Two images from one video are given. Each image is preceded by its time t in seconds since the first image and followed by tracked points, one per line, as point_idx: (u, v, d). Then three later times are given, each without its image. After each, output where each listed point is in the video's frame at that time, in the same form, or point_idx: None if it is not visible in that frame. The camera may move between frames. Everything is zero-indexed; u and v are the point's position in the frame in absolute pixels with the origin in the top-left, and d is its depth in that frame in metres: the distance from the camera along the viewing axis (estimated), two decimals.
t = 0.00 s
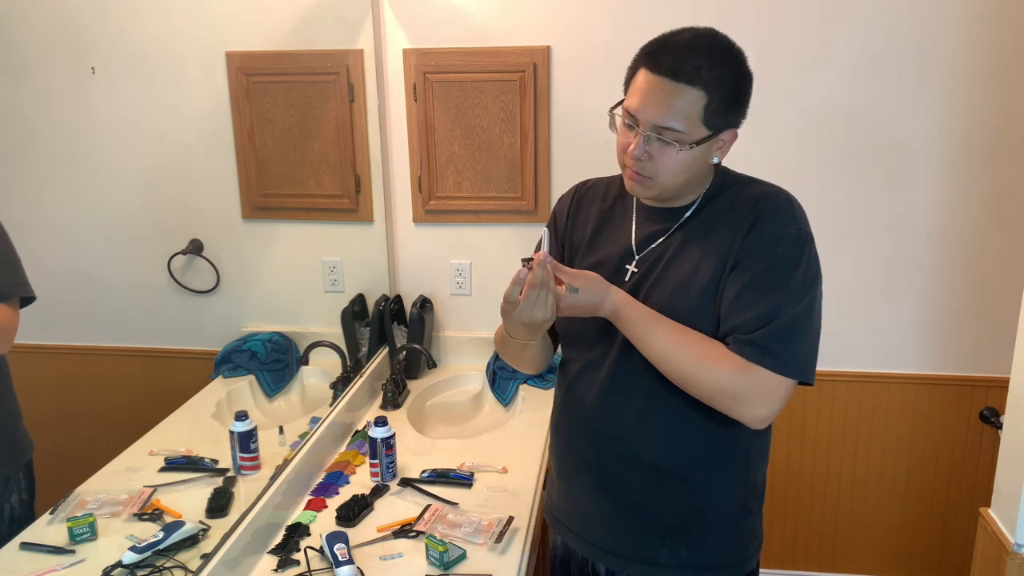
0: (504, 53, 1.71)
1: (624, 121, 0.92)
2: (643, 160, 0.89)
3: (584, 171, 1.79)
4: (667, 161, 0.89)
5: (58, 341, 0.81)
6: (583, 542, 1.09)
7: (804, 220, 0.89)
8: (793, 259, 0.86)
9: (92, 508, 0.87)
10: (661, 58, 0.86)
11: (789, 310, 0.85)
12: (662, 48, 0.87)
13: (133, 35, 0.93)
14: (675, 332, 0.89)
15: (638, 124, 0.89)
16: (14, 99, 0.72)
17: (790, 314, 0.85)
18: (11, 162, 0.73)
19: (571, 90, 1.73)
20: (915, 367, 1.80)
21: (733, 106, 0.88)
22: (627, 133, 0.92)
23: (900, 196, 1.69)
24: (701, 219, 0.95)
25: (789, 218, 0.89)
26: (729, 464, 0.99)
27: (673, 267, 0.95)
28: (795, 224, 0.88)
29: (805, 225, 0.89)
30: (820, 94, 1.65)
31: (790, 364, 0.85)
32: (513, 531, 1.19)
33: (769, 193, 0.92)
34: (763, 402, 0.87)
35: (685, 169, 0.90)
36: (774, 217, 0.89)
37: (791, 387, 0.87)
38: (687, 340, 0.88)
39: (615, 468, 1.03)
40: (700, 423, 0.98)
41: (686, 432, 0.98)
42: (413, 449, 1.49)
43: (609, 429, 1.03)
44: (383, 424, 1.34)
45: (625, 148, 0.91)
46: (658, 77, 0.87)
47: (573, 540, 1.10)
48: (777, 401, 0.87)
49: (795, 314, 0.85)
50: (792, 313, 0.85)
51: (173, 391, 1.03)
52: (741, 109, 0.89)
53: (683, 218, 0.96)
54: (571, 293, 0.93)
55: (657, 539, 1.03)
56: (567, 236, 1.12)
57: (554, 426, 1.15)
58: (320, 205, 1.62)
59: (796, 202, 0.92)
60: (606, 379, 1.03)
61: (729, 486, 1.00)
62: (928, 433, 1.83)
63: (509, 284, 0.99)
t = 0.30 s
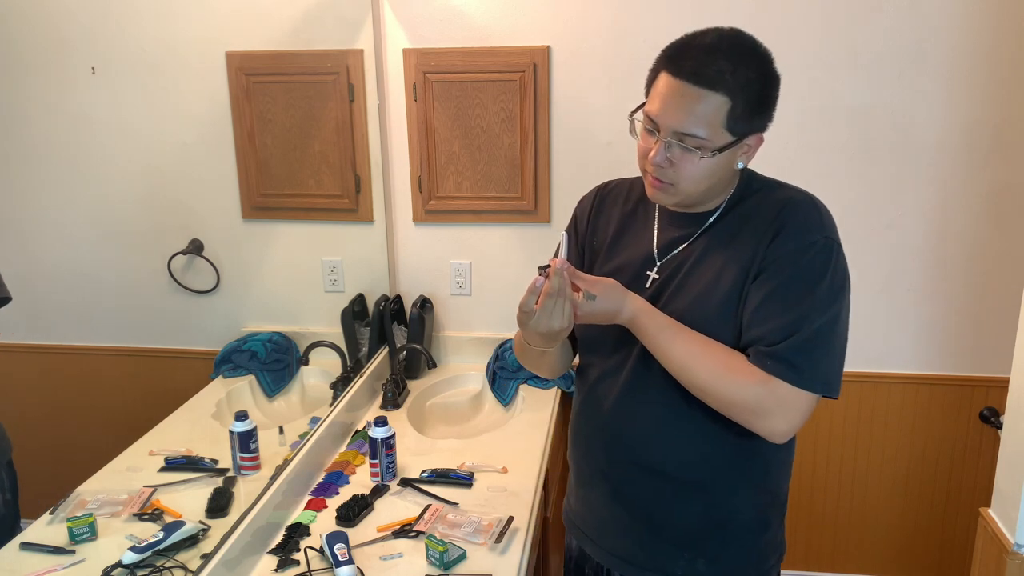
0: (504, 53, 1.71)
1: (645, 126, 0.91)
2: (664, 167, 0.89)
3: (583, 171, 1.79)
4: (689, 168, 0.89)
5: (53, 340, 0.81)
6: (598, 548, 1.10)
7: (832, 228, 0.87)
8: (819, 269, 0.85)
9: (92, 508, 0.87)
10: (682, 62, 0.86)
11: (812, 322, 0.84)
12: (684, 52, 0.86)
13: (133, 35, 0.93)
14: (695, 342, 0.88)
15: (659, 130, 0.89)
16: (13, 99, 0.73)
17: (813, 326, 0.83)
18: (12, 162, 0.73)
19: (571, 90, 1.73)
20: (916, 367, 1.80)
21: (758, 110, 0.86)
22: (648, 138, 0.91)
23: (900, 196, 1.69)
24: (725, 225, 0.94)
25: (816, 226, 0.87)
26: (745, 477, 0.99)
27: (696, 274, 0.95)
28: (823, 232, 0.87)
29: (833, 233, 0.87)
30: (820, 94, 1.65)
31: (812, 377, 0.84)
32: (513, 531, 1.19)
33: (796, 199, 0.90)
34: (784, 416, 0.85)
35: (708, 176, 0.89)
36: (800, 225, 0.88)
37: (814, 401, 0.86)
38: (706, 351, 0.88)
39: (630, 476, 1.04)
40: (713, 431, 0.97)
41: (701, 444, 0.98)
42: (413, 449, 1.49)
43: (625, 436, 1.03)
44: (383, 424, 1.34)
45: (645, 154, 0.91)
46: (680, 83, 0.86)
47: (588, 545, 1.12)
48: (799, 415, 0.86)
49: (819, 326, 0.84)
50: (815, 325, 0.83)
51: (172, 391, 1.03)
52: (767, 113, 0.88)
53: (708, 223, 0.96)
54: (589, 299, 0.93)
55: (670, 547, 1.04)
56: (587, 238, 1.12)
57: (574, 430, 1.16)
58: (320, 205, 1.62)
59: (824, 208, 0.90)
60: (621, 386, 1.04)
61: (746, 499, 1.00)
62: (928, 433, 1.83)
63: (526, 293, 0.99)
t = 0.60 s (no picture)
0: (504, 53, 1.71)
1: (669, 129, 0.92)
2: (687, 171, 0.90)
3: (583, 170, 1.79)
4: (712, 173, 0.89)
5: (52, 340, 0.81)
6: (609, 553, 1.11)
7: (859, 237, 0.87)
8: (843, 278, 0.84)
9: (92, 508, 0.87)
10: (708, 66, 0.85)
11: (835, 333, 0.83)
12: (709, 54, 0.86)
13: (132, 35, 0.92)
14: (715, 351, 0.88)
15: (682, 134, 0.89)
16: (12, 98, 0.73)
17: (836, 337, 0.83)
18: (13, 162, 0.73)
19: (571, 90, 1.73)
20: (915, 367, 1.80)
21: (785, 116, 0.86)
22: (672, 141, 0.92)
23: (901, 196, 1.69)
24: (749, 231, 0.94)
25: (842, 234, 0.86)
26: (760, 487, 0.99)
27: (718, 280, 0.95)
28: (849, 241, 0.86)
29: (859, 242, 0.86)
30: (820, 94, 1.65)
31: (833, 390, 0.83)
32: (513, 531, 1.19)
33: (822, 206, 0.90)
34: (803, 428, 0.85)
35: (731, 181, 0.90)
36: (825, 233, 0.87)
37: (834, 414, 0.85)
38: (725, 359, 0.88)
39: (644, 481, 1.05)
40: (725, 436, 0.97)
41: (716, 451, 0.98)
42: (413, 449, 1.49)
43: (639, 441, 1.04)
44: (383, 424, 1.34)
45: (668, 157, 0.92)
46: (704, 87, 0.86)
47: (600, 551, 1.13)
48: (819, 427, 0.85)
49: (842, 338, 0.83)
50: (839, 336, 0.83)
51: (172, 390, 1.03)
52: (795, 117, 0.87)
53: (731, 228, 0.96)
54: (607, 303, 0.93)
55: (681, 555, 1.04)
56: (607, 238, 1.13)
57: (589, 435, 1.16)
58: (320, 205, 1.62)
59: (851, 216, 0.89)
60: (637, 390, 1.04)
61: (761, 510, 1.00)
62: (928, 433, 1.83)
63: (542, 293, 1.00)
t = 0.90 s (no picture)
0: (504, 53, 1.71)
1: (689, 130, 0.92)
2: (706, 173, 0.90)
3: (583, 170, 1.79)
4: (730, 175, 0.89)
5: (52, 340, 0.81)
6: (620, 557, 1.11)
7: (881, 243, 0.86)
8: (865, 285, 0.84)
9: (92, 508, 0.87)
10: (729, 67, 0.86)
11: (856, 340, 0.82)
12: (731, 55, 0.86)
13: (132, 35, 0.92)
14: (729, 357, 0.88)
15: (702, 135, 0.90)
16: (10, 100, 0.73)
17: (856, 345, 0.82)
18: (10, 162, 0.73)
19: (570, 90, 1.73)
20: (916, 367, 1.80)
21: (806, 119, 0.86)
22: (692, 143, 0.92)
23: (901, 196, 1.69)
24: (769, 235, 0.94)
25: (865, 240, 0.86)
26: (770, 494, 0.98)
27: (737, 284, 0.96)
28: (872, 247, 0.85)
29: (882, 248, 0.86)
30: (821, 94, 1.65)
31: (853, 399, 0.82)
32: (513, 531, 1.19)
33: (844, 211, 0.89)
34: (821, 437, 0.84)
35: (751, 184, 0.90)
36: (847, 238, 0.87)
37: (853, 424, 0.84)
38: (742, 366, 0.88)
39: (655, 486, 1.05)
40: (733, 440, 0.97)
41: (726, 457, 0.98)
42: (413, 449, 1.49)
43: (650, 446, 1.04)
44: (383, 424, 1.34)
45: (687, 159, 0.92)
46: (725, 88, 0.86)
47: (609, 555, 1.13)
48: (838, 437, 0.85)
49: (863, 346, 0.82)
50: (859, 345, 0.82)
51: (172, 390, 1.03)
52: (817, 120, 0.87)
53: (751, 232, 0.96)
54: (623, 307, 0.94)
55: (691, 560, 1.04)
56: (625, 241, 1.13)
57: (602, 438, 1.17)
58: (320, 204, 1.62)
59: (874, 223, 0.88)
60: (653, 396, 1.04)
61: (776, 520, 1.00)
62: (927, 433, 1.83)
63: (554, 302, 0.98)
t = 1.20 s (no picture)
0: (504, 53, 1.71)
1: (697, 132, 0.92)
2: (714, 175, 0.90)
3: (583, 171, 1.79)
4: (739, 177, 0.89)
5: (48, 340, 0.81)
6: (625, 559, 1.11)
7: (894, 247, 0.86)
8: (877, 289, 0.83)
9: (92, 508, 0.87)
10: (736, 68, 0.86)
11: (868, 345, 0.82)
12: (738, 56, 0.86)
13: (132, 35, 0.92)
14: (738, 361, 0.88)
15: (710, 136, 0.90)
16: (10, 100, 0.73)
17: (868, 350, 0.82)
18: (8, 160, 0.73)
19: (570, 90, 1.73)
20: (916, 367, 1.80)
21: (816, 119, 0.85)
22: (700, 144, 0.92)
23: (901, 196, 1.69)
24: (780, 238, 0.94)
25: (877, 243, 0.86)
26: (775, 496, 0.98)
27: (746, 287, 0.95)
28: (884, 250, 0.85)
29: (894, 251, 0.85)
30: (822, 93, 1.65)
31: (864, 405, 0.82)
32: (513, 531, 1.19)
33: (856, 214, 0.89)
34: (833, 443, 0.84)
35: (759, 185, 0.90)
36: (858, 242, 0.86)
37: (865, 430, 0.84)
38: (752, 371, 0.88)
39: (661, 489, 1.05)
40: (737, 441, 0.97)
41: (732, 459, 0.98)
42: (413, 449, 1.49)
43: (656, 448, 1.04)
44: (383, 424, 1.34)
45: (696, 161, 0.92)
46: (732, 88, 0.86)
47: (615, 559, 1.14)
48: (850, 443, 0.84)
49: (875, 350, 0.82)
50: (871, 350, 0.82)
51: (172, 390, 1.03)
52: (826, 120, 0.87)
53: (761, 235, 0.96)
54: (632, 310, 0.94)
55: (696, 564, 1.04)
56: (633, 243, 1.14)
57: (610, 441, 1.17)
58: (320, 205, 1.62)
59: (886, 225, 0.88)
60: (661, 399, 1.04)
61: (782, 524, 0.99)
62: (928, 433, 1.83)
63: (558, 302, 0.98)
